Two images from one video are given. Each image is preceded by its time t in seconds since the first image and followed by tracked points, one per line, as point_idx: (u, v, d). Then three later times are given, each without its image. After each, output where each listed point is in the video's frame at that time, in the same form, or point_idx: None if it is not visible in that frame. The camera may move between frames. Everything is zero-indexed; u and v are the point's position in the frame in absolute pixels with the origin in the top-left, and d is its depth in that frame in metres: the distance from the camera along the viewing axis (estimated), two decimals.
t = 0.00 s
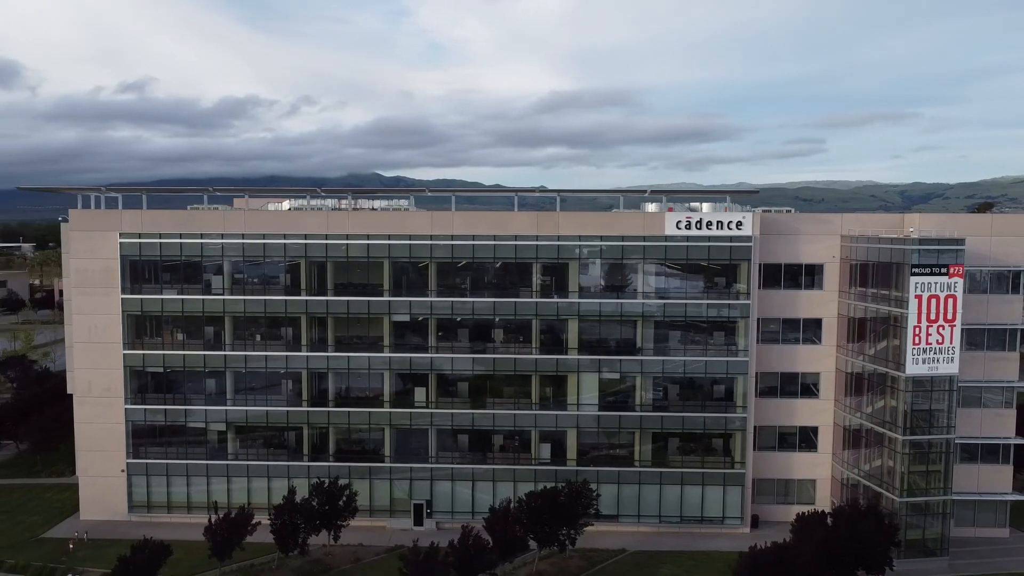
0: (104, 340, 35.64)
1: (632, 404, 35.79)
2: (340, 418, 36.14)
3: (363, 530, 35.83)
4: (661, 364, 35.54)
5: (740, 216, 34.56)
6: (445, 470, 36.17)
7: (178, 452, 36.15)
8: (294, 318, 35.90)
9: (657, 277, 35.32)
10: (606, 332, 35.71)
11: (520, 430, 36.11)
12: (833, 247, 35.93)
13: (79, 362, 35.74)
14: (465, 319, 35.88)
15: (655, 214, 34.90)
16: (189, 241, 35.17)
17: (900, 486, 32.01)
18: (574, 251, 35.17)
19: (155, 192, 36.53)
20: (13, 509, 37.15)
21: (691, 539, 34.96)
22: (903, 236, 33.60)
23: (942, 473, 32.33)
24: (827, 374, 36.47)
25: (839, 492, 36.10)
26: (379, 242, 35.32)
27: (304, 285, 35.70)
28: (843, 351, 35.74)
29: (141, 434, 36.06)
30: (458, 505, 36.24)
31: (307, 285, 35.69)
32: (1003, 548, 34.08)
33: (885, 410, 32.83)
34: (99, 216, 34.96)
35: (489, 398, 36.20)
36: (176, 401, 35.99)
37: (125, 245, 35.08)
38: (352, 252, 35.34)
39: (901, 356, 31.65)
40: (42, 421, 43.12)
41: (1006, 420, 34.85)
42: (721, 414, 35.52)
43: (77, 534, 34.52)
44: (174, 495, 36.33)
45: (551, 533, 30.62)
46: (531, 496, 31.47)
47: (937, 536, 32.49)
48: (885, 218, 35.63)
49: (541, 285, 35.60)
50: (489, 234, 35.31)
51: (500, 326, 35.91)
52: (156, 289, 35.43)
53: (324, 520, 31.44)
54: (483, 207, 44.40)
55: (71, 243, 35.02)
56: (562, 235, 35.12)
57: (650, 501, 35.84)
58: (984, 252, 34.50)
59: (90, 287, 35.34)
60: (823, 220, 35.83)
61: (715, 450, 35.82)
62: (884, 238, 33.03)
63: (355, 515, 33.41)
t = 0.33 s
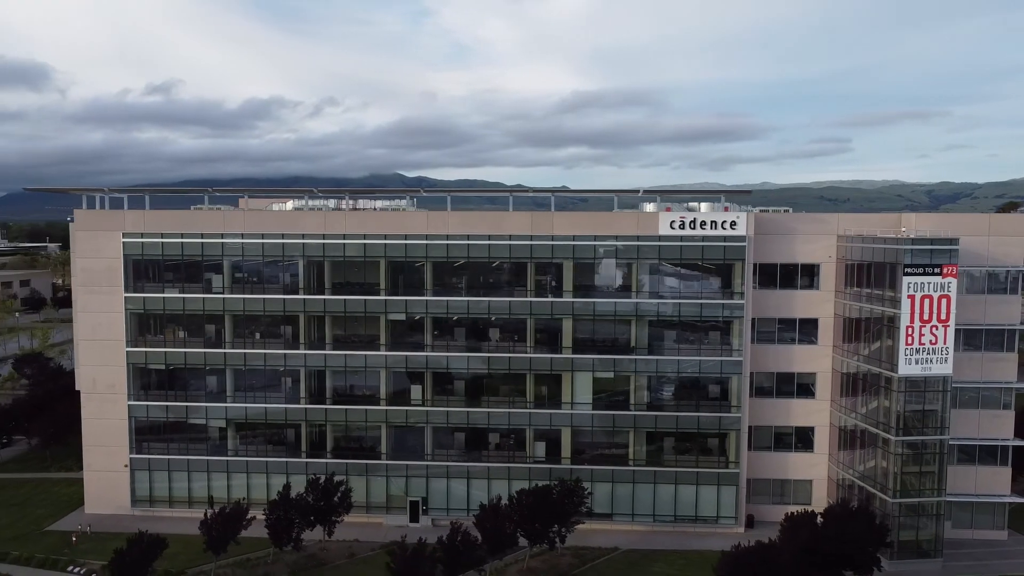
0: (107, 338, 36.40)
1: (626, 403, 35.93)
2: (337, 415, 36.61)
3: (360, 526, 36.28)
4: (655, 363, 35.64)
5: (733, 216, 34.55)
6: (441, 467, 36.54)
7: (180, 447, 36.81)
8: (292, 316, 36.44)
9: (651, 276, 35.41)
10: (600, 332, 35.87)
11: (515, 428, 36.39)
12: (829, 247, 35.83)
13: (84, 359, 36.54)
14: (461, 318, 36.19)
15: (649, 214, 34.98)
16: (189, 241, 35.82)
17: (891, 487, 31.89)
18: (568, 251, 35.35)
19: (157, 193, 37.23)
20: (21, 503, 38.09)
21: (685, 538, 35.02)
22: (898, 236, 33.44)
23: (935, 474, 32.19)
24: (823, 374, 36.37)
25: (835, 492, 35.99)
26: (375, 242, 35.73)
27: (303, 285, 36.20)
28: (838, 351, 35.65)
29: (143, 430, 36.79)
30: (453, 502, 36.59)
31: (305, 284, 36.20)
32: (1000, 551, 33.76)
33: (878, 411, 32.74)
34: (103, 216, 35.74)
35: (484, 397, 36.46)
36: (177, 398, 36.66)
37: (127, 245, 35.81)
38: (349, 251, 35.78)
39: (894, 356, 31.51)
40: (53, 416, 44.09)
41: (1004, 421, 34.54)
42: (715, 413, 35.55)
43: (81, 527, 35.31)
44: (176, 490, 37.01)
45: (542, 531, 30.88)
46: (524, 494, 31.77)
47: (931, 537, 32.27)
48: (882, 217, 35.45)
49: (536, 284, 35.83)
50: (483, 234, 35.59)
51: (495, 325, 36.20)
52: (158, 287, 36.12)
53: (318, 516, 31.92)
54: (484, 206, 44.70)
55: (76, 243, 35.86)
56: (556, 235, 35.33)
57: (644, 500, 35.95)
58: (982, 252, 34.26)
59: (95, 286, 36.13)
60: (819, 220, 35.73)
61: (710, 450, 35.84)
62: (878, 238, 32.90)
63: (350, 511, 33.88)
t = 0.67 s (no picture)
0: (111, 336, 37.07)
1: (622, 402, 36.05)
2: (335, 413, 37.04)
3: (357, 523, 36.68)
4: (650, 363, 35.71)
5: (728, 216, 34.59)
6: (437, 464, 36.85)
7: (181, 444, 37.42)
8: (291, 315, 36.92)
9: (646, 276, 35.51)
10: (595, 331, 36.02)
11: (511, 427, 36.63)
12: (825, 247, 35.74)
13: (88, 356, 37.23)
14: (457, 317, 36.48)
15: (643, 214, 35.09)
16: (190, 241, 36.41)
17: (883, 488, 31.78)
18: (563, 250, 35.53)
19: (160, 193, 37.86)
20: (28, 497, 38.91)
21: (679, 537, 35.07)
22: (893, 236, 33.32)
23: (930, 475, 32.02)
24: (820, 374, 36.28)
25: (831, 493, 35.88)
26: (372, 241, 36.12)
27: (301, 284, 36.65)
28: (835, 352, 35.53)
29: (146, 426, 37.44)
30: (450, 499, 36.89)
31: (304, 284, 36.64)
32: (997, 553, 33.51)
33: (873, 411, 32.63)
34: (106, 216, 36.42)
35: (480, 395, 36.71)
36: (179, 395, 37.26)
37: (130, 245, 36.47)
38: (347, 251, 36.18)
39: (888, 357, 31.39)
40: (61, 413, 44.94)
41: (1002, 423, 34.28)
42: (710, 413, 35.59)
43: (84, 521, 36.01)
44: (178, 486, 37.62)
45: (535, 529, 31.07)
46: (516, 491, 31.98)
47: (926, 539, 32.06)
48: (878, 217, 35.32)
49: (532, 283, 36.05)
50: (479, 234, 35.85)
51: (491, 324, 36.45)
52: (160, 286, 36.73)
53: (314, 512, 32.41)
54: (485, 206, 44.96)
55: (81, 243, 36.57)
56: (552, 235, 35.52)
57: (639, 499, 36.06)
58: (979, 252, 34.05)
59: (99, 285, 36.83)
60: (816, 220, 35.66)
61: (705, 450, 35.87)
62: (873, 238, 32.77)
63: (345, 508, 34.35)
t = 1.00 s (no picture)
0: (115, 334, 37.76)
1: (617, 401, 36.19)
2: (333, 411, 37.49)
3: (354, 520, 37.06)
4: (645, 362, 35.83)
5: (723, 216, 34.63)
6: (434, 462, 37.16)
7: (183, 440, 38.04)
8: (290, 314, 37.36)
9: (641, 276, 35.63)
10: (591, 331, 36.16)
11: (507, 426, 36.85)
12: (822, 247, 35.63)
13: (93, 354, 37.93)
14: (453, 317, 36.76)
15: (638, 214, 35.19)
16: (192, 241, 36.99)
17: (877, 489, 31.68)
18: (558, 250, 35.72)
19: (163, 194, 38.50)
20: (36, 492, 39.73)
21: (674, 536, 35.13)
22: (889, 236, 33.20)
23: (924, 476, 31.86)
24: (816, 375, 36.17)
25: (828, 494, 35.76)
26: (369, 241, 36.52)
27: (300, 284, 37.09)
28: (831, 352, 35.41)
29: (149, 423, 38.10)
30: (446, 497, 37.19)
31: (302, 283, 37.08)
32: (995, 555, 33.20)
33: (867, 411, 32.52)
34: (111, 217, 37.11)
35: (476, 394, 36.96)
36: (180, 392, 37.87)
37: (134, 245, 37.13)
38: (345, 250, 36.62)
39: (881, 357, 31.27)
40: (70, 410, 45.79)
41: (1000, 424, 34.00)
42: (705, 413, 35.63)
43: (87, 516, 36.71)
44: (179, 482, 38.22)
45: (528, 526, 31.31)
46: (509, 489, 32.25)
47: (920, 539, 31.92)
48: (875, 217, 35.17)
49: (528, 283, 36.25)
50: (475, 234, 36.13)
51: (488, 323, 36.69)
52: (162, 285, 37.35)
53: (309, 508, 33.03)
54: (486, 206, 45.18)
55: (86, 242, 37.29)
56: (547, 235, 35.73)
57: (634, 498, 36.17)
58: (976, 252, 33.80)
59: (103, 284, 37.54)
60: (812, 220, 35.57)
61: (701, 450, 35.89)
62: (867, 238, 32.66)
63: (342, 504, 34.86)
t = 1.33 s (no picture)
0: (120, 332, 38.51)
1: (612, 401, 36.33)
2: (332, 409, 37.98)
3: (352, 517, 37.54)
4: (640, 361, 35.93)
5: (717, 216, 34.64)
6: (430, 460, 37.55)
7: (186, 437, 38.70)
8: (290, 313, 37.90)
9: (635, 276, 35.73)
10: (586, 330, 36.33)
11: (502, 424, 37.09)
12: (818, 247, 35.49)
13: (98, 352, 38.72)
14: (450, 316, 37.09)
15: (633, 214, 35.30)
16: (194, 241, 37.64)
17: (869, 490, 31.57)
18: (553, 250, 35.93)
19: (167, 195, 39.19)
20: (44, 487, 40.65)
21: (668, 536, 35.21)
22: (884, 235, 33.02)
23: (918, 477, 31.69)
24: (812, 375, 36.03)
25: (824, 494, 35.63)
26: (367, 241, 36.95)
27: (299, 283, 37.60)
28: (827, 352, 35.29)
29: (152, 420, 38.80)
30: (442, 495, 37.57)
31: (301, 283, 37.59)
32: (991, 558, 32.88)
33: (861, 412, 32.43)
34: (115, 218, 37.85)
35: (472, 393, 37.25)
36: (182, 390, 38.52)
37: (137, 245, 37.84)
38: (343, 250, 37.11)
39: (874, 357, 31.16)
40: (80, 407, 46.77)
41: (998, 426, 33.68)
42: (699, 412, 35.68)
43: (92, 510, 37.49)
44: (182, 477, 38.92)
45: (520, 525, 31.56)
46: (501, 487, 32.49)
47: (914, 541, 31.69)
48: (872, 216, 34.96)
49: (524, 283, 36.50)
50: (471, 234, 36.41)
51: (484, 322, 36.95)
52: (166, 285, 38.04)
53: (306, 505, 33.50)
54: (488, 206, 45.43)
55: (92, 243, 38.09)
56: (542, 235, 35.95)
57: (628, 498, 36.29)
58: (973, 252, 33.50)
59: (108, 283, 38.32)
60: (808, 220, 35.43)
61: (695, 449, 35.93)
62: (861, 237, 32.50)
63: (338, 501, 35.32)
